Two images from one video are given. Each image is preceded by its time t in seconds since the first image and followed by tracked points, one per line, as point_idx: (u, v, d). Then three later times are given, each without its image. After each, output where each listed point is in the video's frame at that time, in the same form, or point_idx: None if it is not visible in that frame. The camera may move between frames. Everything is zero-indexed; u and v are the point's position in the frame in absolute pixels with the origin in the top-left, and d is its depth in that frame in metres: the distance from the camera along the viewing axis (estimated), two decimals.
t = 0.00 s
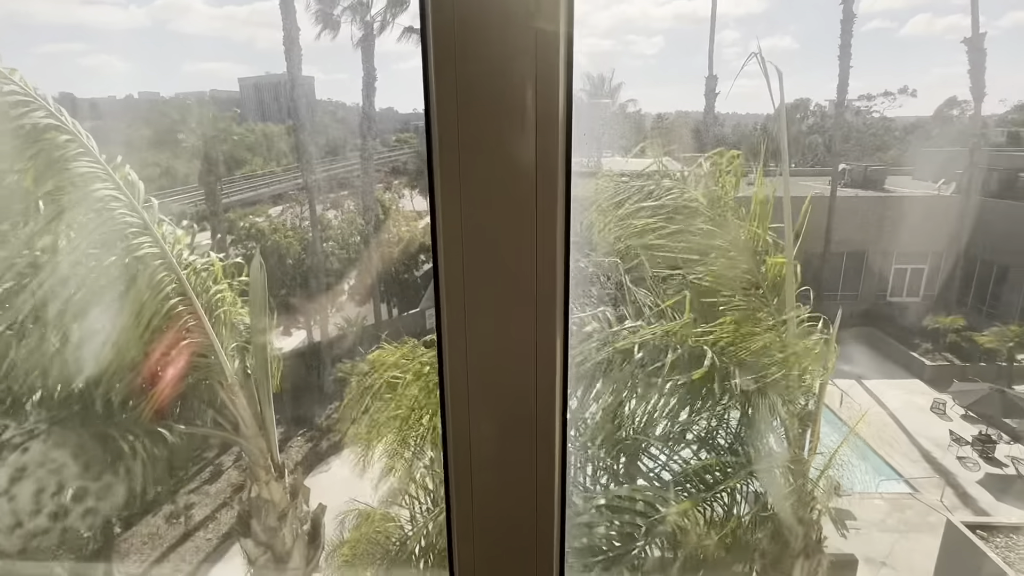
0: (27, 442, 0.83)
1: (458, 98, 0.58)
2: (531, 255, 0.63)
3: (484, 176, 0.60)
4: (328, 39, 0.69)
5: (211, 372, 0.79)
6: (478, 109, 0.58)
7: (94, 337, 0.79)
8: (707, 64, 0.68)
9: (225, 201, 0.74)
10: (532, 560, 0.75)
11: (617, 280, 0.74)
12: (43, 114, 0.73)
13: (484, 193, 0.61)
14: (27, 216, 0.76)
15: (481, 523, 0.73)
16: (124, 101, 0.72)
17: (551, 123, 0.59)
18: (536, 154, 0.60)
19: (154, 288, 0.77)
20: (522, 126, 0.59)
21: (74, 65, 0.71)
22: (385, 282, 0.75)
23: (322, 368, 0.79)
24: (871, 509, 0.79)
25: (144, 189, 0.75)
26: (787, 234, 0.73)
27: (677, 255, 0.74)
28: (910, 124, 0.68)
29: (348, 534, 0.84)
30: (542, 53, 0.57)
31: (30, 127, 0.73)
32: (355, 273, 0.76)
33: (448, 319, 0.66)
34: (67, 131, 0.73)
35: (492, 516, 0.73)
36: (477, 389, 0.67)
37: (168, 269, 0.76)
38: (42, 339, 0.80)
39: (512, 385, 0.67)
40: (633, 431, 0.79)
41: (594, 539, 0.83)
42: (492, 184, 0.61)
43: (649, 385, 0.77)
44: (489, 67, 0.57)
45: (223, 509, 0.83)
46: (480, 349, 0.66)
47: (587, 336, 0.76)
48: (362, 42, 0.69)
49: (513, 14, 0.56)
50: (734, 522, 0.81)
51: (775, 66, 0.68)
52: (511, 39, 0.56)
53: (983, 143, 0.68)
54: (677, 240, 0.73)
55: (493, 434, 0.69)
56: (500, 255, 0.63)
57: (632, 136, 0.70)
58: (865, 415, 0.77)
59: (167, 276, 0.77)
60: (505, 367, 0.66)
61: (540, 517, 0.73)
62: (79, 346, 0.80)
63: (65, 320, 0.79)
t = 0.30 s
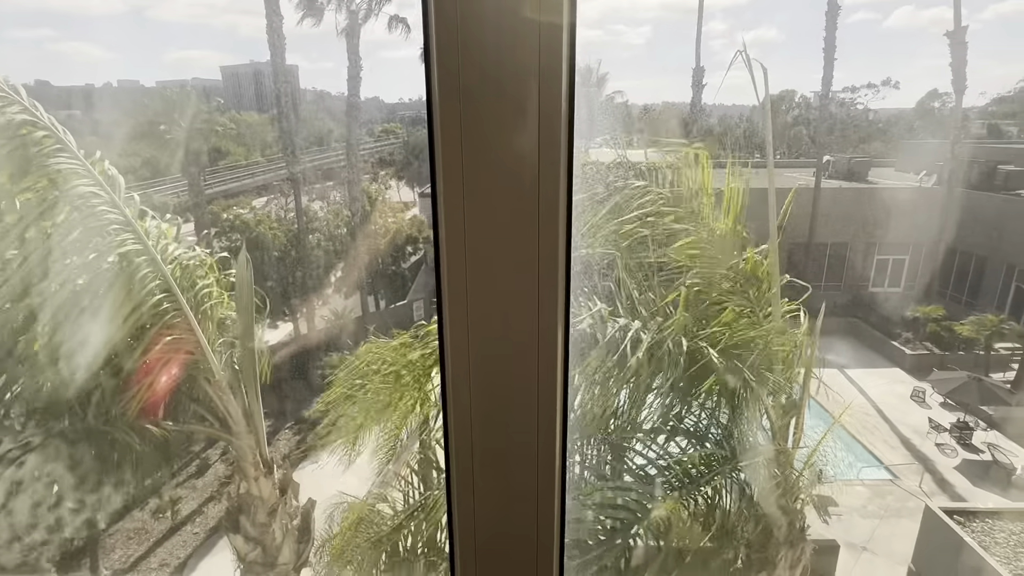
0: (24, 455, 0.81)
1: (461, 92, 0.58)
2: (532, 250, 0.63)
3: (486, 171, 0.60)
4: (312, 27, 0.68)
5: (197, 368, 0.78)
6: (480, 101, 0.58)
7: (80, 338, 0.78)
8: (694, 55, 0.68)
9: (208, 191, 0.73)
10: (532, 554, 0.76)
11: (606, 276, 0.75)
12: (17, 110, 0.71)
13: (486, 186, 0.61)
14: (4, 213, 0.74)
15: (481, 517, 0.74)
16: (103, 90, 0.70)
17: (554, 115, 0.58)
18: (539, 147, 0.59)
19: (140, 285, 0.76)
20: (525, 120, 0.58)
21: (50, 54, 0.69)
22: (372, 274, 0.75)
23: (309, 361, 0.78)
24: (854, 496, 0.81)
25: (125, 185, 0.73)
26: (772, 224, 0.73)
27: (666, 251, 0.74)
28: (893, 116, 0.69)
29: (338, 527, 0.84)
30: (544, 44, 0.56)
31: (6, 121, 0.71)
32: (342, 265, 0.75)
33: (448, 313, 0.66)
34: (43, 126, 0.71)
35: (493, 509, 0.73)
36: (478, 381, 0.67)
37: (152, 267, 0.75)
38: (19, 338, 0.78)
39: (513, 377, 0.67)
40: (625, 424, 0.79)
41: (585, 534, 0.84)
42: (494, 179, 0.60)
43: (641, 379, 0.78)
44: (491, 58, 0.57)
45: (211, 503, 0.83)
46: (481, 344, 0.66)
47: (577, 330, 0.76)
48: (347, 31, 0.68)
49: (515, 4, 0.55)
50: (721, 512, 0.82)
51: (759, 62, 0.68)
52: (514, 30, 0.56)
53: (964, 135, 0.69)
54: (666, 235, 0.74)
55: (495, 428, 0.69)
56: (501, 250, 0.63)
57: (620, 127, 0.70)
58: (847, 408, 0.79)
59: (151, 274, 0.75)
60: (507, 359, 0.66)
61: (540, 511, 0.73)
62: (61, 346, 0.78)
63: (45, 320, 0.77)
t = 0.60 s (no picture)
0: None
1: (445, 87, 0.57)
2: (518, 242, 0.63)
3: (471, 167, 0.60)
4: (296, 14, 0.67)
5: (182, 361, 0.77)
6: (465, 93, 0.57)
7: (63, 332, 0.76)
8: (682, 45, 0.68)
9: (192, 181, 0.72)
10: (519, 547, 0.76)
11: (594, 272, 0.76)
12: None
13: (471, 178, 0.60)
14: None
15: (468, 512, 0.74)
16: (82, 77, 0.68)
17: (539, 106, 0.58)
18: (524, 139, 0.59)
19: (124, 278, 0.75)
20: (510, 116, 0.58)
21: (27, 39, 0.68)
22: (360, 264, 0.75)
23: (296, 353, 0.78)
24: (837, 482, 0.82)
25: (109, 175, 0.72)
26: (756, 215, 0.74)
27: (654, 243, 0.75)
28: (878, 108, 0.69)
29: (327, 518, 0.84)
30: (530, 36, 0.56)
31: None
32: (329, 256, 0.75)
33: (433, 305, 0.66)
34: (24, 114, 0.70)
35: (480, 499, 0.73)
36: (463, 374, 0.68)
37: (137, 259, 0.74)
38: None
39: (499, 370, 0.67)
40: (612, 415, 0.80)
41: (571, 524, 0.85)
42: (479, 172, 0.60)
43: (629, 370, 0.79)
44: (476, 49, 0.56)
45: (198, 496, 0.82)
46: (467, 340, 0.66)
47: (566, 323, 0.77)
48: (333, 19, 0.67)
49: None
50: (707, 502, 0.83)
51: (745, 53, 0.68)
52: (499, 21, 0.55)
53: (948, 126, 0.69)
54: (652, 228, 0.75)
55: (481, 423, 0.70)
56: (486, 247, 0.63)
57: (608, 117, 0.70)
58: (832, 396, 0.80)
59: (135, 267, 0.74)
60: (493, 352, 0.66)
61: (527, 504, 0.74)
62: (42, 341, 0.76)
63: (26, 313, 0.76)
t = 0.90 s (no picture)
0: None
1: (447, 83, 0.57)
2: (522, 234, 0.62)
3: (474, 162, 0.59)
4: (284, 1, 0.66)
5: (172, 353, 0.77)
6: (468, 82, 0.57)
7: (50, 324, 0.75)
8: (673, 35, 0.68)
9: (178, 171, 0.71)
10: (521, 543, 0.76)
11: (585, 264, 0.76)
12: None
13: (474, 170, 0.60)
14: None
15: (469, 508, 0.74)
16: (65, 65, 0.67)
17: (545, 97, 0.57)
18: (529, 130, 0.58)
19: (112, 269, 0.74)
20: (513, 111, 0.58)
21: (7, 25, 0.66)
22: (350, 256, 0.74)
23: (287, 344, 0.77)
24: (824, 470, 0.84)
25: (95, 164, 0.71)
26: (747, 206, 0.74)
27: (645, 235, 0.76)
28: (867, 99, 0.70)
29: (319, 509, 0.84)
30: (535, 24, 0.55)
31: None
32: (319, 247, 0.74)
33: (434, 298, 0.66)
34: (8, 101, 0.68)
35: (482, 492, 0.73)
36: (465, 366, 0.67)
37: (124, 249, 0.73)
38: None
39: (502, 362, 0.67)
40: (605, 406, 0.81)
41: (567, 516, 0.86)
42: (482, 163, 0.60)
43: (623, 362, 0.80)
44: (479, 38, 0.55)
45: (188, 488, 0.82)
46: (470, 334, 0.66)
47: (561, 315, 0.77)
48: (321, 7, 0.66)
49: None
50: (699, 491, 0.84)
51: (736, 42, 0.68)
52: (503, 9, 0.54)
53: (936, 117, 0.70)
54: (645, 220, 0.75)
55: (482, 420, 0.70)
56: (488, 244, 0.62)
57: (600, 107, 0.70)
58: (821, 386, 0.81)
59: (123, 257, 0.73)
60: (495, 344, 0.66)
61: (529, 501, 0.74)
62: (28, 333, 0.76)
63: (12, 304, 0.75)
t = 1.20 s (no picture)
0: None
1: (452, 73, 0.57)
2: (528, 224, 0.62)
3: (480, 152, 0.59)
4: None
5: (164, 344, 0.76)
6: (473, 71, 0.56)
7: (41, 315, 0.75)
8: (666, 25, 0.68)
9: (169, 161, 0.70)
10: (525, 532, 0.77)
11: (579, 255, 0.76)
12: None
13: (479, 160, 0.60)
14: None
15: (472, 503, 0.75)
16: (52, 52, 0.66)
17: (552, 86, 0.57)
18: (536, 119, 0.58)
19: (103, 260, 0.73)
20: (519, 105, 0.58)
21: None
22: (343, 247, 0.74)
23: (280, 336, 0.77)
24: (815, 458, 0.84)
25: (85, 153, 0.70)
26: (740, 197, 0.74)
27: (640, 226, 0.76)
28: (859, 90, 0.70)
29: (313, 501, 0.84)
30: (542, 13, 0.55)
31: None
32: (311, 239, 0.74)
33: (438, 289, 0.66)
34: None
35: (485, 482, 0.74)
36: (470, 357, 0.67)
37: (116, 240, 0.73)
38: None
39: (507, 351, 0.67)
40: (600, 395, 0.81)
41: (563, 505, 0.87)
42: (487, 154, 0.59)
43: (619, 352, 0.80)
44: (485, 27, 0.55)
45: (182, 480, 0.82)
46: (474, 325, 0.66)
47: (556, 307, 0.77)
48: None
49: None
50: (693, 479, 0.85)
51: (731, 32, 0.68)
52: None
53: (927, 109, 0.70)
54: (641, 210, 0.75)
55: (486, 413, 0.70)
56: (493, 239, 0.62)
57: (594, 98, 0.69)
58: (813, 376, 0.81)
59: (114, 248, 0.73)
60: (500, 334, 0.66)
61: (532, 494, 0.75)
62: (19, 324, 0.75)
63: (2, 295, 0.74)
